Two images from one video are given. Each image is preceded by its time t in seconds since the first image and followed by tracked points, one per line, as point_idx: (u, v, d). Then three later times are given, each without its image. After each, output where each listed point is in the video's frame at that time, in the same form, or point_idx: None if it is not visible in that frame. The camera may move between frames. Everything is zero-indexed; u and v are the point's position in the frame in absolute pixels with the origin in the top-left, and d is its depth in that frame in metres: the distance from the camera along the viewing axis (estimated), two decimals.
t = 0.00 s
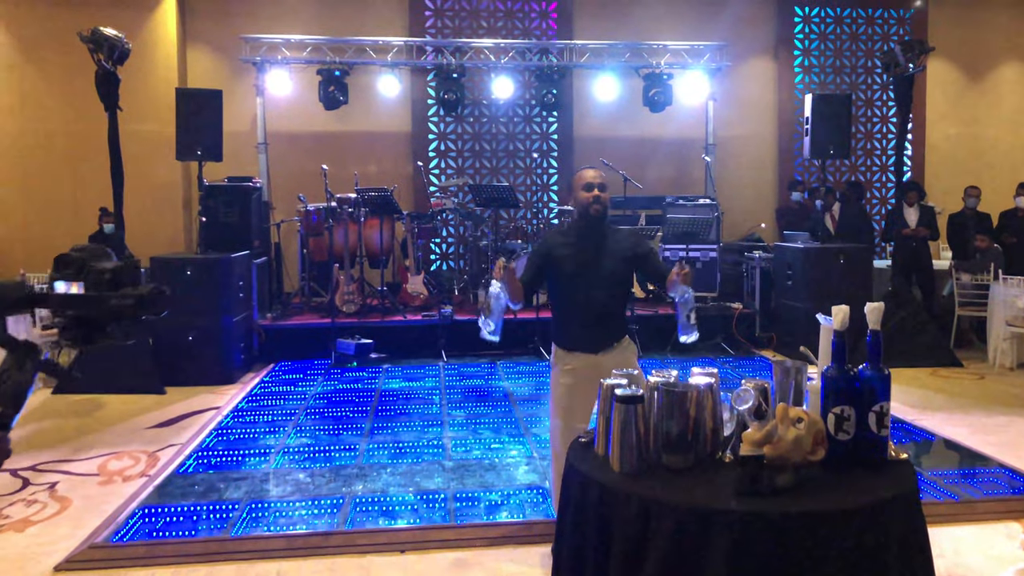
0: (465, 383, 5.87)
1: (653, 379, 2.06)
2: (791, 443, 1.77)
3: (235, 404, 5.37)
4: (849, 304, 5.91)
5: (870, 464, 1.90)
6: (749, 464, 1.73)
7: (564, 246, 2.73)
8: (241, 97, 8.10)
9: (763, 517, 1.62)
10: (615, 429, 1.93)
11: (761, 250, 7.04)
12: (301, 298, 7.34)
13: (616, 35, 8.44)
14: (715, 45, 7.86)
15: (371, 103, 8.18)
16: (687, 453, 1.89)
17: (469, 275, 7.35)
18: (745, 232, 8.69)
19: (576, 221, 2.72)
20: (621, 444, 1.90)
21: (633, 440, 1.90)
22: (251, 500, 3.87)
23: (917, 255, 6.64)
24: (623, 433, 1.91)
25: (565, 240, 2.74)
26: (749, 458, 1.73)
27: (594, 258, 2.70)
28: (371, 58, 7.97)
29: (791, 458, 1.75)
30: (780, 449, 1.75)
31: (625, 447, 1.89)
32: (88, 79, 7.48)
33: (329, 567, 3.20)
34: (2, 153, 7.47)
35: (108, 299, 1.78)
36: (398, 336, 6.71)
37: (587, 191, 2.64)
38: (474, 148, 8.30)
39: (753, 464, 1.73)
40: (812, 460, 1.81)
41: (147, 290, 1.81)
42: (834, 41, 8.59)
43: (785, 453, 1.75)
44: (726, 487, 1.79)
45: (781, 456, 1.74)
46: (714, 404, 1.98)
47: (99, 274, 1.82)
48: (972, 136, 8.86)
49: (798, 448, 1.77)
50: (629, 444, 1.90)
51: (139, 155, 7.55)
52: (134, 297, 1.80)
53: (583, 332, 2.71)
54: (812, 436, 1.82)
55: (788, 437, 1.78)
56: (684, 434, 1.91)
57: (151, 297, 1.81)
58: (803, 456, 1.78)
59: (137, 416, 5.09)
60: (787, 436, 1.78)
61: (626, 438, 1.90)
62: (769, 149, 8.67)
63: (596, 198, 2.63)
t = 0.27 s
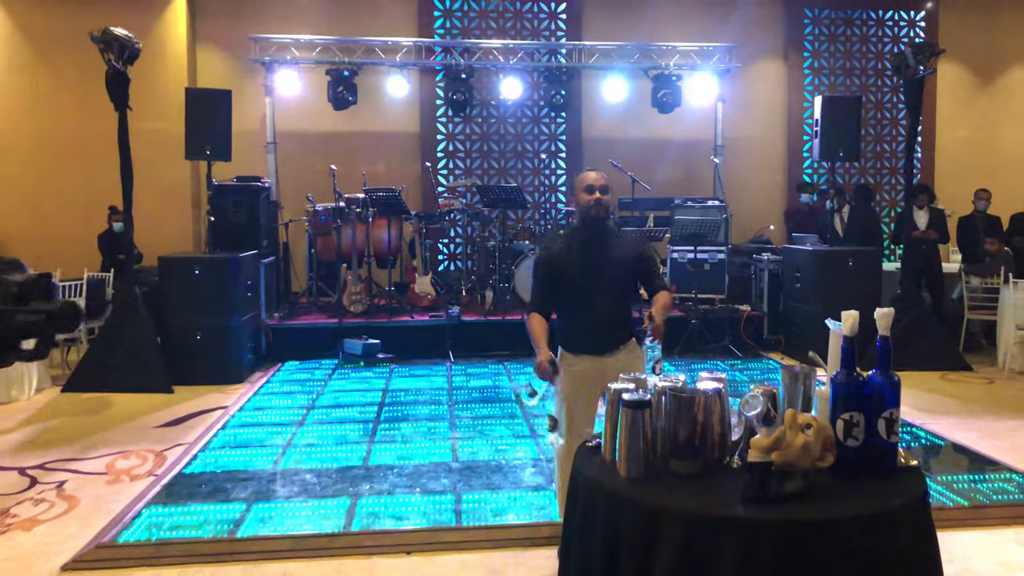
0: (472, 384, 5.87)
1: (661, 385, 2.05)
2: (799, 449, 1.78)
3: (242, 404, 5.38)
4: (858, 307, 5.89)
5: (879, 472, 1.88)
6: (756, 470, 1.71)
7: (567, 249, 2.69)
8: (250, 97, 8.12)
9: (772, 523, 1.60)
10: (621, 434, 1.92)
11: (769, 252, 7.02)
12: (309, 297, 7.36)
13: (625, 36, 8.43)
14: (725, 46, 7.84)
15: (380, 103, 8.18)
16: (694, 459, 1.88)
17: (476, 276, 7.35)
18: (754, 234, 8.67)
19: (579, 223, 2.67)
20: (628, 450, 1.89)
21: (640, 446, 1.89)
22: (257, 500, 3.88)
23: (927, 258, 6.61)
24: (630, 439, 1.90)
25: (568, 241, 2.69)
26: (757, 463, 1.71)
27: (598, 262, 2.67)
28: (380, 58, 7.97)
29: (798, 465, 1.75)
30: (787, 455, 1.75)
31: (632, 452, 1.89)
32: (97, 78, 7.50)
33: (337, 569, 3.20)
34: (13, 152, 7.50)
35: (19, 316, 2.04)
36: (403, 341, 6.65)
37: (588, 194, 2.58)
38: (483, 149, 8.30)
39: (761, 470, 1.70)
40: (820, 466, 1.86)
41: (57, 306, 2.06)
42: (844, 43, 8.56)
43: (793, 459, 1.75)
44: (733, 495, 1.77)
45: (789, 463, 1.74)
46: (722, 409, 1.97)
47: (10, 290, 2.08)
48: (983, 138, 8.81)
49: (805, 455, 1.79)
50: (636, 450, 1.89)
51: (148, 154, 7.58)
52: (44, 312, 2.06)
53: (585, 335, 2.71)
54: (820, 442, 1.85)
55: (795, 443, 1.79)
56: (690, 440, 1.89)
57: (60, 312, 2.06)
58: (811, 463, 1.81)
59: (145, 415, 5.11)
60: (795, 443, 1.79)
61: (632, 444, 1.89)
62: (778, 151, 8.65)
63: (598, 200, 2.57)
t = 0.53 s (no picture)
0: (473, 389, 5.86)
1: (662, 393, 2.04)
2: (800, 458, 1.78)
3: (242, 409, 5.38)
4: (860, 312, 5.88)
5: (882, 480, 1.87)
6: (757, 479, 1.69)
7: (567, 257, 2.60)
8: (250, 101, 8.12)
9: (774, 532, 1.59)
10: (621, 442, 1.91)
11: (770, 256, 7.01)
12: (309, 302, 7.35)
13: (625, 40, 8.42)
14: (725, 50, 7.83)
15: (380, 107, 8.18)
16: (695, 467, 1.86)
17: (477, 280, 7.34)
18: (754, 237, 8.66)
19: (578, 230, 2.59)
20: (628, 458, 1.88)
21: (640, 454, 1.88)
22: (257, 507, 3.87)
23: (929, 261, 6.59)
24: (630, 447, 1.88)
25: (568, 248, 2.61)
26: (758, 471, 1.70)
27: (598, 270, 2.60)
28: (380, 63, 7.96)
29: (800, 474, 1.74)
30: (789, 464, 1.75)
31: (632, 460, 1.87)
32: (97, 83, 7.50)
33: None
34: (13, 157, 7.50)
35: None
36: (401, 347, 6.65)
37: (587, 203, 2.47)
38: (483, 153, 8.29)
39: (762, 478, 1.69)
40: (822, 474, 1.88)
41: None
42: (844, 46, 8.54)
43: (794, 467, 1.75)
44: (735, 504, 1.74)
45: (791, 471, 1.74)
46: (723, 417, 1.96)
47: None
48: (984, 141, 8.80)
49: (807, 463, 1.80)
50: (637, 458, 1.87)
51: (148, 159, 7.58)
52: None
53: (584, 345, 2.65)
54: (822, 451, 1.86)
55: (797, 451, 1.79)
56: (691, 448, 1.87)
57: None
58: (813, 471, 1.83)
59: (145, 421, 5.11)
60: (797, 451, 1.79)
61: (632, 452, 1.88)
62: (779, 154, 8.64)
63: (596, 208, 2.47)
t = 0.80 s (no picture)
0: (469, 398, 5.85)
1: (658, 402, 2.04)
2: (795, 468, 1.78)
3: (237, 418, 5.36)
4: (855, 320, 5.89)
5: (877, 490, 1.87)
6: (751, 490, 1.69)
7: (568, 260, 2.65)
8: (247, 109, 8.13)
9: (771, 541, 1.59)
10: (616, 453, 1.89)
11: (766, 264, 7.02)
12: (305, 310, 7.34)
13: (622, 49, 8.45)
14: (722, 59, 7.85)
15: (377, 115, 8.19)
16: (690, 477, 1.87)
17: (473, 288, 7.34)
18: (750, 246, 8.67)
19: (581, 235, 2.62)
20: (624, 469, 1.85)
21: (636, 465, 1.85)
22: (252, 516, 3.86)
23: (924, 270, 6.59)
24: (626, 458, 1.86)
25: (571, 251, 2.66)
26: (753, 483, 1.69)
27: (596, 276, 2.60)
28: (377, 71, 7.98)
29: (794, 485, 1.75)
30: (783, 475, 1.75)
31: (628, 471, 1.85)
32: (94, 91, 7.51)
33: None
34: (10, 164, 7.50)
35: None
36: (396, 353, 6.66)
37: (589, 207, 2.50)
38: (479, 161, 8.31)
39: (756, 489, 1.68)
40: (817, 485, 1.84)
41: None
42: (840, 55, 8.58)
43: (788, 478, 1.75)
44: (731, 514, 1.75)
45: (785, 482, 1.74)
46: (718, 428, 1.96)
47: None
48: (979, 150, 8.83)
49: (802, 474, 1.79)
50: (632, 469, 1.85)
51: (145, 166, 7.58)
52: None
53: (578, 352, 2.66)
54: (817, 461, 1.84)
55: (792, 462, 1.79)
56: (686, 458, 1.88)
57: None
58: (808, 482, 1.81)
59: (139, 429, 5.09)
60: (792, 461, 1.79)
61: (628, 463, 1.85)
62: (775, 163, 8.66)
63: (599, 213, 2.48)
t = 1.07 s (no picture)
0: (458, 400, 5.85)
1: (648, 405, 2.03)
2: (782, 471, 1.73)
3: (224, 418, 5.34)
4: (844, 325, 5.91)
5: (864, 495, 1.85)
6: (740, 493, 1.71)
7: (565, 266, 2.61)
8: (238, 109, 8.10)
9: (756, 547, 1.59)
10: (604, 455, 1.88)
11: (755, 268, 7.04)
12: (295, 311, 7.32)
13: (613, 53, 8.48)
14: (713, 64, 7.88)
15: (368, 116, 8.18)
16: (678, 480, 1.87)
17: (463, 290, 7.33)
18: (740, 250, 8.70)
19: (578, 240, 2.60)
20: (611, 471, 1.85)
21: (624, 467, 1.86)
22: (238, 518, 3.83)
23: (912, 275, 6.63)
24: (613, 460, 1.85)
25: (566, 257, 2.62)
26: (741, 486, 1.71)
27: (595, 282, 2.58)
28: (369, 72, 7.97)
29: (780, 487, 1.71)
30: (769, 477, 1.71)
31: (616, 473, 1.86)
32: (84, 89, 7.47)
33: None
34: None
35: None
36: (388, 354, 6.59)
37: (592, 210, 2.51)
38: (471, 163, 8.31)
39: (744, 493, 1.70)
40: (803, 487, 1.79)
41: None
42: (831, 62, 8.63)
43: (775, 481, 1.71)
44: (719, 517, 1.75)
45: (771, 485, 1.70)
46: (706, 431, 1.95)
47: None
48: (968, 157, 8.89)
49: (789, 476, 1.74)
50: (620, 471, 1.86)
51: (134, 165, 7.55)
52: None
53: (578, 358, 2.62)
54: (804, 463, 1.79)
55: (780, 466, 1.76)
56: (673, 461, 1.88)
57: None
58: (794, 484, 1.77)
59: (126, 429, 5.06)
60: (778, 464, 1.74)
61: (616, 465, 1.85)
62: (765, 167, 8.69)
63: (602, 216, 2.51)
